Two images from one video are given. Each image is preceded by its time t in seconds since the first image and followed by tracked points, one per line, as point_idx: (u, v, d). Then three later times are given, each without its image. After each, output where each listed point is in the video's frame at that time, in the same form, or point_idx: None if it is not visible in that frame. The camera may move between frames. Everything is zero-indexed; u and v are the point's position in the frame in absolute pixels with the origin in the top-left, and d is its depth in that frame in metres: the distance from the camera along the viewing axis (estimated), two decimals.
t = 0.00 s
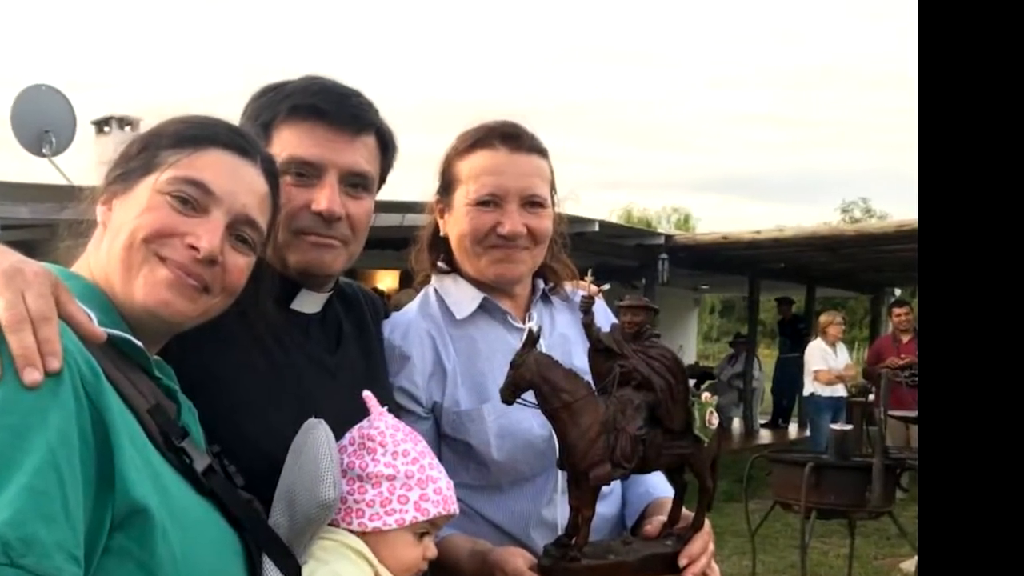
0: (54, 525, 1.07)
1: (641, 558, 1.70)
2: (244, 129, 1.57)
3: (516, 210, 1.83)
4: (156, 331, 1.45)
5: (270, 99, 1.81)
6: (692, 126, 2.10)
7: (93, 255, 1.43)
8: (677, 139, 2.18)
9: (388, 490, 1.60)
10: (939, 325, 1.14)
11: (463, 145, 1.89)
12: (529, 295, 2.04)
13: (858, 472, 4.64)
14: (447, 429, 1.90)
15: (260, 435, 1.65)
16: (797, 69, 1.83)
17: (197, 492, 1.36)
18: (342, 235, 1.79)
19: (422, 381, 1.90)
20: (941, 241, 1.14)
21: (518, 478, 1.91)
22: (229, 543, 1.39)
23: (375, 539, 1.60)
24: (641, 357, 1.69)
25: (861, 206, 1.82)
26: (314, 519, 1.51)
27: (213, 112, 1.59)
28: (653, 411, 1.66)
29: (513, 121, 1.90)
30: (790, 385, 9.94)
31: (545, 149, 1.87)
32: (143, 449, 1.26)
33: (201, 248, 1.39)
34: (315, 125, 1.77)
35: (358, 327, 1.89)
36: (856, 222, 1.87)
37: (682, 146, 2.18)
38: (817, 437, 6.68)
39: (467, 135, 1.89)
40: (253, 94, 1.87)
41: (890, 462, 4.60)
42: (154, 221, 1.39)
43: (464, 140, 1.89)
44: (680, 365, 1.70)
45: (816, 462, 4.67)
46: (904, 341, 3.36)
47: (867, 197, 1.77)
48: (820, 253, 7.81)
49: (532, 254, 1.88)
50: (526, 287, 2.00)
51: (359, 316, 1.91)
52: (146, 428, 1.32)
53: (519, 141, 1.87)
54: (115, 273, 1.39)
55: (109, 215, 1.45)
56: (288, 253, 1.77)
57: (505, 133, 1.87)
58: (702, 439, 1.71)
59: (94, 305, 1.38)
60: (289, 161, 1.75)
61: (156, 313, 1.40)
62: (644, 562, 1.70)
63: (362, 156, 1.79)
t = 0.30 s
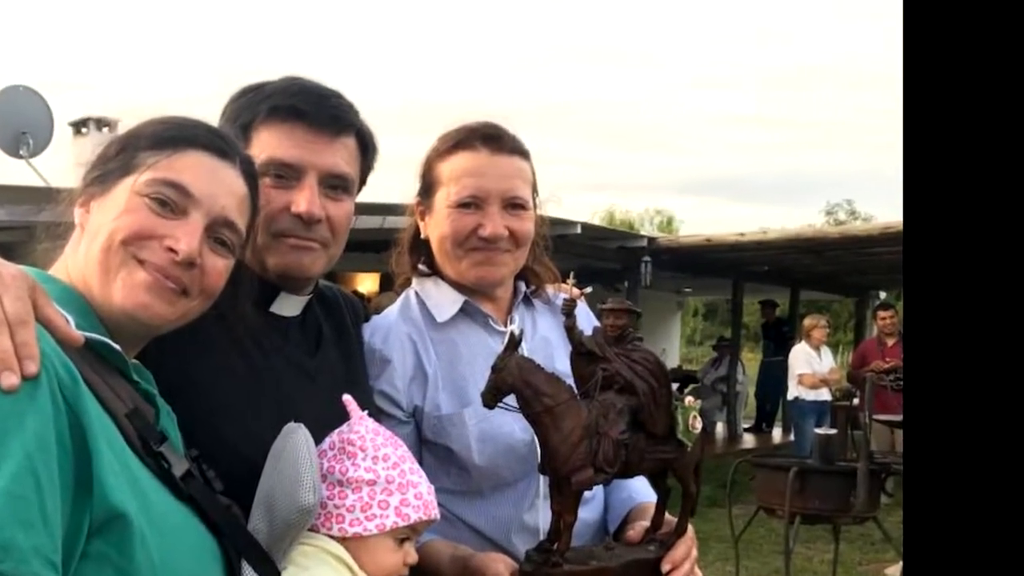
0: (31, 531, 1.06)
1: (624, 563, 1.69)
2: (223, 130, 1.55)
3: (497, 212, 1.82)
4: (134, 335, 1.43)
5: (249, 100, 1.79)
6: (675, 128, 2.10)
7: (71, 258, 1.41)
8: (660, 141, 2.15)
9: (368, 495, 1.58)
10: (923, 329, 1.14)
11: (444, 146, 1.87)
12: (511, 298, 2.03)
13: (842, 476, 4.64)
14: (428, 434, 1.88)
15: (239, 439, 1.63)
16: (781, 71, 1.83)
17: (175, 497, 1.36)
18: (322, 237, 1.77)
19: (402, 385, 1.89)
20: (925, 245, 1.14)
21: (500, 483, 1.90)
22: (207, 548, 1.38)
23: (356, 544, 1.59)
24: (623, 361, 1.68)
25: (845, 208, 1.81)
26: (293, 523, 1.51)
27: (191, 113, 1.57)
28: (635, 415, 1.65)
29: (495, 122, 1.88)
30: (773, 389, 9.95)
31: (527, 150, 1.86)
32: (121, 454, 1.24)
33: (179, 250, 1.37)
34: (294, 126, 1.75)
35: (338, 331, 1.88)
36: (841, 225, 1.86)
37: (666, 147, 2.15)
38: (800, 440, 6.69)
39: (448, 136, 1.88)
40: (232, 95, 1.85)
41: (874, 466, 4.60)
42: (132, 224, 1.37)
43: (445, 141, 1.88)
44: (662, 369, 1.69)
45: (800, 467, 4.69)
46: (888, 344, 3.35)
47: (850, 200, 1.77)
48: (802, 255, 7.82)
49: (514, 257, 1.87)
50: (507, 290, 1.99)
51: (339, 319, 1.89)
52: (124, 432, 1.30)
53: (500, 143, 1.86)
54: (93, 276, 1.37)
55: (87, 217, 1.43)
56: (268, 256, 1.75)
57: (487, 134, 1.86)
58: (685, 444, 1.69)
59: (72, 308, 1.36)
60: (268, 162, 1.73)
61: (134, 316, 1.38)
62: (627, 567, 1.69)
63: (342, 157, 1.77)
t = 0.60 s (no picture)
0: (12, 536, 1.06)
1: (610, 567, 1.68)
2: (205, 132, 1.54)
3: (482, 214, 1.81)
4: (115, 338, 1.42)
5: (232, 101, 1.77)
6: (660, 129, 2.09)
7: (51, 260, 1.39)
8: (645, 141, 2.12)
9: (352, 499, 1.57)
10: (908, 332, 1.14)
11: (428, 147, 1.86)
12: (495, 300, 2.01)
13: (828, 480, 4.64)
14: (412, 438, 1.87)
15: (221, 443, 1.62)
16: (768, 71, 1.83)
17: (156, 501, 1.37)
18: (305, 239, 1.76)
19: (386, 389, 1.87)
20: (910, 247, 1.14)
21: (485, 487, 1.89)
22: (188, 552, 1.39)
23: (339, 549, 1.57)
24: (609, 364, 1.67)
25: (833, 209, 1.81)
26: (275, 526, 1.50)
27: (172, 115, 1.56)
28: (622, 418, 1.65)
29: (479, 124, 1.87)
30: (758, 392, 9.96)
31: (511, 152, 1.85)
32: (102, 458, 1.25)
33: (161, 253, 1.36)
34: (278, 127, 1.74)
35: (321, 334, 1.86)
36: (828, 226, 1.86)
37: (650, 148, 2.12)
38: (785, 442, 6.70)
39: (432, 137, 1.87)
40: (214, 95, 1.83)
41: (862, 471, 4.60)
42: (113, 225, 1.35)
43: (429, 142, 1.87)
44: (648, 372, 1.69)
45: (788, 471, 4.70)
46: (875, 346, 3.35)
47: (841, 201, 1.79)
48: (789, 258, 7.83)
49: (499, 259, 1.86)
50: (492, 292, 1.98)
51: (322, 321, 1.88)
52: (105, 435, 1.31)
53: (484, 144, 1.85)
54: (74, 278, 1.36)
55: (68, 219, 1.41)
56: (250, 258, 1.74)
57: (471, 135, 1.85)
58: (671, 447, 1.69)
59: (52, 311, 1.35)
60: (250, 164, 1.72)
61: (115, 319, 1.36)
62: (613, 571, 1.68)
63: (325, 159, 1.76)
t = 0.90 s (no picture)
0: None
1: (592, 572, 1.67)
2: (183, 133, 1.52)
3: (463, 216, 1.80)
4: (92, 342, 1.40)
5: (210, 102, 1.75)
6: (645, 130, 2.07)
7: (27, 263, 1.37)
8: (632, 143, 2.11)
9: (331, 504, 1.55)
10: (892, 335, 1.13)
11: (408, 148, 1.85)
12: (476, 303, 2.00)
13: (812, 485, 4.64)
14: (393, 442, 1.85)
15: (199, 447, 1.61)
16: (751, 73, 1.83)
17: (135, 507, 1.35)
18: (285, 241, 1.74)
19: (366, 393, 1.86)
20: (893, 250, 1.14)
21: (466, 492, 1.88)
22: (165, 557, 1.37)
23: (318, 554, 1.55)
24: (591, 368, 1.66)
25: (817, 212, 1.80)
26: (255, 532, 1.50)
27: (150, 116, 1.54)
28: (604, 422, 1.63)
29: (460, 125, 1.86)
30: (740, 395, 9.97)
31: (492, 153, 1.84)
32: (78, 463, 1.23)
33: (139, 255, 1.34)
34: (256, 129, 1.72)
35: (301, 337, 1.85)
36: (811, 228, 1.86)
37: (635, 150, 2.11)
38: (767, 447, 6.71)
39: (413, 139, 1.86)
40: (193, 96, 1.81)
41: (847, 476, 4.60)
42: (91, 228, 1.34)
43: (409, 144, 1.85)
44: (631, 376, 1.67)
45: (771, 476, 4.71)
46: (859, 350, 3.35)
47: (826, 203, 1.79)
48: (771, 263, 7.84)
49: (480, 262, 1.85)
50: (473, 295, 1.96)
51: (301, 323, 1.86)
52: (82, 440, 1.29)
53: (465, 146, 1.83)
54: (51, 281, 1.34)
55: (45, 221, 1.39)
56: (229, 261, 1.72)
57: (451, 137, 1.84)
58: (654, 452, 1.67)
59: (29, 314, 1.33)
60: (228, 165, 1.71)
61: (93, 322, 1.35)
62: None
63: (305, 160, 1.75)
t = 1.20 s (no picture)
0: None
1: None
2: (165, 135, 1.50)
3: (447, 218, 1.78)
4: (73, 345, 1.38)
5: (191, 102, 1.74)
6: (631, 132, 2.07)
7: (7, 264, 1.35)
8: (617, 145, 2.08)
9: (313, 508, 1.54)
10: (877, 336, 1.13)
11: (391, 149, 1.83)
12: (460, 306, 1.99)
13: (800, 489, 4.67)
14: (376, 446, 1.84)
15: (181, 450, 1.59)
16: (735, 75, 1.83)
17: (115, 511, 1.34)
18: (267, 243, 1.72)
19: (349, 397, 1.84)
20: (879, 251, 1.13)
21: (449, 495, 1.87)
22: (146, 562, 1.36)
23: (300, 559, 1.54)
24: (576, 371, 1.64)
25: (803, 215, 1.81)
26: (237, 537, 1.49)
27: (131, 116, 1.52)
28: (589, 426, 1.63)
29: (442, 126, 1.85)
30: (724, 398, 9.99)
31: (476, 155, 1.83)
32: (59, 466, 1.22)
33: (119, 257, 1.33)
34: (238, 130, 1.70)
35: (282, 340, 1.83)
36: (798, 229, 1.86)
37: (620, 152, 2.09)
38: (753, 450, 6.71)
39: (395, 140, 1.85)
40: (174, 97, 1.79)
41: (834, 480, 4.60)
42: (71, 230, 1.32)
43: (391, 145, 1.84)
44: (615, 380, 1.66)
45: (757, 479, 4.74)
46: (846, 353, 3.34)
47: (811, 205, 1.79)
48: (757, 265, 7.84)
49: (464, 264, 1.84)
50: (456, 298, 1.95)
51: (284, 326, 1.85)
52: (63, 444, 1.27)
53: (448, 147, 1.82)
54: (31, 283, 1.32)
55: (25, 223, 1.37)
56: (210, 263, 1.71)
57: (435, 138, 1.82)
58: (639, 455, 1.65)
59: (9, 316, 1.31)
60: (210, 167, 1.69)
61: (73, 325, 1.33)
62: None
63: (287, 162, 1.73)
